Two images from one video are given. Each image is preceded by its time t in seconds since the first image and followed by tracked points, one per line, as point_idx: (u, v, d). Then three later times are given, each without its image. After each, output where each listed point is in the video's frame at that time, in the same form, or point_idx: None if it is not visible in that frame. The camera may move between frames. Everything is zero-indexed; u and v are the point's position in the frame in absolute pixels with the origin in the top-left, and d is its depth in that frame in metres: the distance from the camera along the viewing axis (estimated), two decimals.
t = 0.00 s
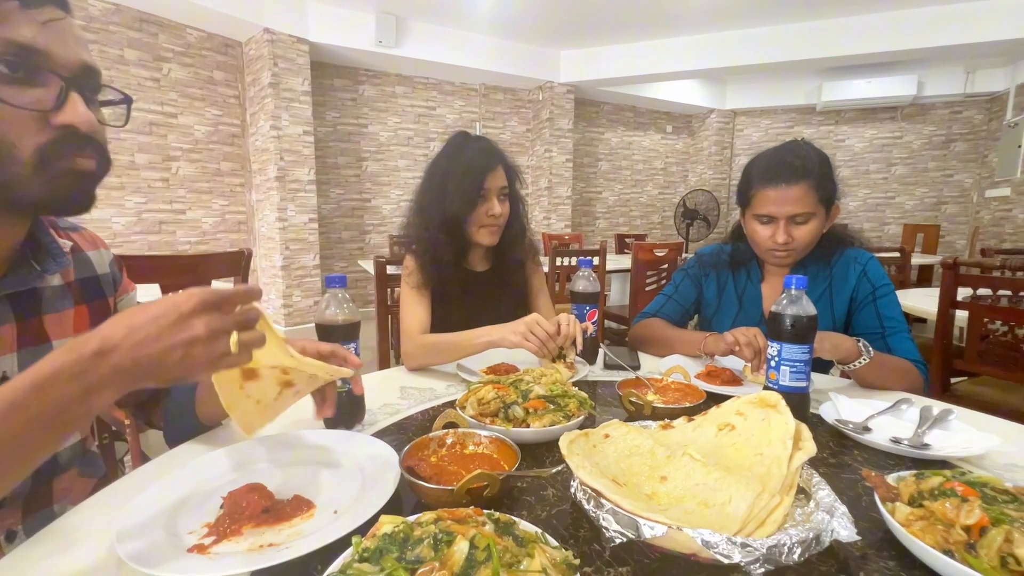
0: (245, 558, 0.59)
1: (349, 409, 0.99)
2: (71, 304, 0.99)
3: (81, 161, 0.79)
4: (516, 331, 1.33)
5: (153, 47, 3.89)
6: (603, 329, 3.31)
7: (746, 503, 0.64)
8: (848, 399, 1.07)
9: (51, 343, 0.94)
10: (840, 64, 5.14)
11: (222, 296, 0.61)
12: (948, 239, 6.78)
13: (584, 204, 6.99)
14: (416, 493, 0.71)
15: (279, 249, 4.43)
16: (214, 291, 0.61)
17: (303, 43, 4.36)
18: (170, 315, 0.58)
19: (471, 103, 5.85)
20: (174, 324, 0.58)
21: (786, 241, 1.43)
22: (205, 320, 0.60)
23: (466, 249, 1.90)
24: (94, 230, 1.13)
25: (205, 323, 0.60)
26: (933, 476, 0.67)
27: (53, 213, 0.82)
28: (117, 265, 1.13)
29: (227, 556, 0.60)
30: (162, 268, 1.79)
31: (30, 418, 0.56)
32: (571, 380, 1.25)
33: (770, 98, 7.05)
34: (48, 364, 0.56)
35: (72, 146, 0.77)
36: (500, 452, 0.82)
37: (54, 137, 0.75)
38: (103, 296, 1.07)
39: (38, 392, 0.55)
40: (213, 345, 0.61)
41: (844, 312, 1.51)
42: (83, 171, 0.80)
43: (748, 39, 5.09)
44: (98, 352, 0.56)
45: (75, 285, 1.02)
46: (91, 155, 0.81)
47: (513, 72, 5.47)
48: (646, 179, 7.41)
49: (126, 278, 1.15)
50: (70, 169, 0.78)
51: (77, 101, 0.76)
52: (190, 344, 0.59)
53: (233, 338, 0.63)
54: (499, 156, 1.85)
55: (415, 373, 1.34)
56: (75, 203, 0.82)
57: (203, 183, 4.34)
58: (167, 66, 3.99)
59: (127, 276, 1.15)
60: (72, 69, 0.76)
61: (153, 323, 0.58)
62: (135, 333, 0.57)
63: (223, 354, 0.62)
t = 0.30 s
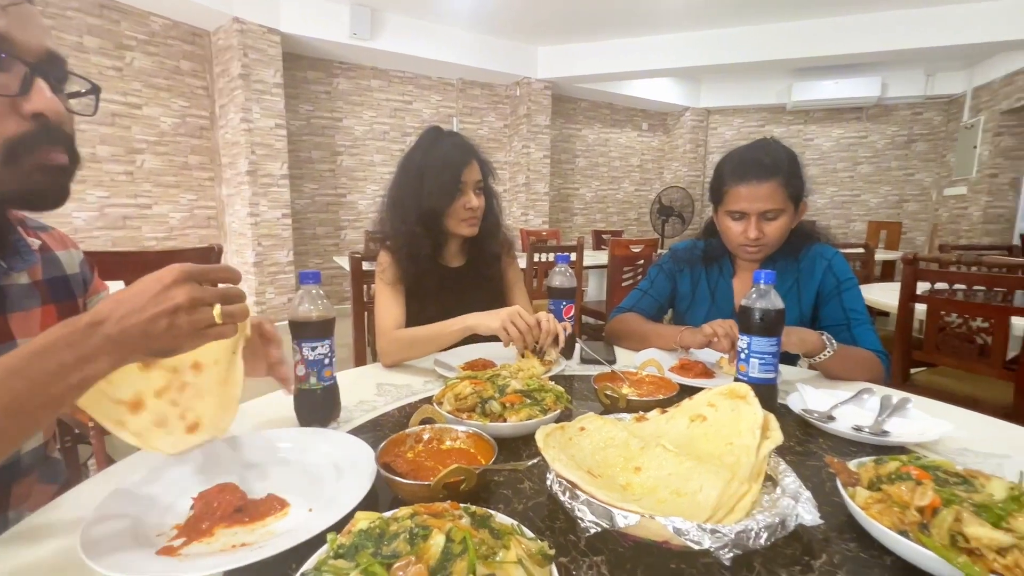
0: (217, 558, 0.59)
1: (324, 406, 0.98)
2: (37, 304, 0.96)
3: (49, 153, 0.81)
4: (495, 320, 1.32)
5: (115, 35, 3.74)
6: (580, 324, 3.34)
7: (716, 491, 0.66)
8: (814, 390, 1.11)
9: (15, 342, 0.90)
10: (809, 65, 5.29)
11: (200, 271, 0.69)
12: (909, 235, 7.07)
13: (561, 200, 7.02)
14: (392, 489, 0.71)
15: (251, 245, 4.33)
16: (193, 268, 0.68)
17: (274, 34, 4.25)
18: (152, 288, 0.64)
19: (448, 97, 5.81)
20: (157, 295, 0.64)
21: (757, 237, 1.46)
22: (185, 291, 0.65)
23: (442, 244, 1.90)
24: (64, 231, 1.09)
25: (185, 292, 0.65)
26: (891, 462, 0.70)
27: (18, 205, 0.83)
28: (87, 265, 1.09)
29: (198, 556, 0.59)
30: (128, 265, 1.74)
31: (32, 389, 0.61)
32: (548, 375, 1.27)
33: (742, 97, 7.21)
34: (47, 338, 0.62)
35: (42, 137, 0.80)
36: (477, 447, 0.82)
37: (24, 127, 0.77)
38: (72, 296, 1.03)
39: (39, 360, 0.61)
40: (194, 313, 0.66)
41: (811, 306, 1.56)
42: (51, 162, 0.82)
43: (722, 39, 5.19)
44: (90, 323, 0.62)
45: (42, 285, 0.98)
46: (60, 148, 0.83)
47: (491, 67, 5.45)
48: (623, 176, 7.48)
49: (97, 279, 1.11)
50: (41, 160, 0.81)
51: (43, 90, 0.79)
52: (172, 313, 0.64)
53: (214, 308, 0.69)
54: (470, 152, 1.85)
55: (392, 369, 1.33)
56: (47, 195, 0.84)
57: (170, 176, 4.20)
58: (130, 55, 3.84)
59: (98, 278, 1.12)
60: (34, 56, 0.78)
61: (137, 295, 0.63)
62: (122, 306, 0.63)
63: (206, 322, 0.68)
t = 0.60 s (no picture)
0: (194, 561, 0.58)
1: (304, 406, 0.97)
2: (9, 309, 0.93)
3: (22, 144, 0.85)
4: (476, 304, 1.36)
5: (85, 29, 3.63)
6: (563, 323, 3.36)
7: (693, 484, 0.68)
8: (789, 385, 1.14)
9: None
10: (786, 67, 5.41)
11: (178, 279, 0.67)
12: (882, 234, 7.27)
13: (544, 200, 7.04)
14: (372, 488, 0.70)
15: (229, 245, 4.25)
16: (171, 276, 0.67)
17: (252, 30, 4.18)
18: (125, 297, 0.63)
19: (431, 96, 5.78)
20: (129, 304, 0.63)
21: (735, 235, 1.49)
22: (158, 300, 0.64)
23: (421, 242, 1.89)
24: (38, 231, 1.06)
25: (157, 301, 0.64)
26: (859, 453, 0.73)
27: None
28: (63, 266, 1.07)
29: (174, 560, 0.59)
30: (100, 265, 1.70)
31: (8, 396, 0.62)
32: (530, 373, 1.27)
33: (722, 98, 7.32)
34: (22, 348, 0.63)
35: (14, 128, 0.83)
36: (458, 445, 0.82)
37: None
38: (46, 300, 1.00)
39: (14, 370, 0.62)
40: (169, 323, 0.64)
41: (787, 302, 1.60)
42: (23, 154, 0.85)
43: (703, 42, 5.27)
44: (63, 332, 0.62)
45: (14, 288, 0.95)
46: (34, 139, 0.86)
47: (473, 66, 5.44)
48: (605, 176, 7.53)
49: (74, 280, 1.09)
50: (12, 150, 0.84)
51: (14, 84, 0.82)
52: (144, 323, 0.63)
53: (190, 317, 0.66)
54: (444, 148, 1.84)
55: (373, 370, 1.32)
56: (17, 185, 0.88)
57: (144, 175, 4.10)
58: (101, 50, 3.74)
59: (76, 278, 1.09)
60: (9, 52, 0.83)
61: (109, 305, 0.62)
62: (95, 316, 0.62)
63: (181, 331, 0.65)
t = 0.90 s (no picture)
0: (158, 564, 0.57)
1: (277, 406, 0.96)
2: None
3: None
4: (453, 297, 1.39)
5: (47, 21, 3.51)
6: (542, 321, 3.38)
7: (663, 475, 0.69)
8: (759, 378, 1.17)
9: None
10: (761, 69, 5.53)
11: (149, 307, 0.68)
12: (852, 232, 7.49)
13: (525, 199, 7.06)
14: (344, 486, 0.70)
15: (203, 245, 4.15)
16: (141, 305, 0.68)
17: (225, 25, 4.08)
18: (92, 317, 0.63)
19: (409, 95, 5.73)
20: (93, 320, 0.62)
21: (709, 234, 1.52)
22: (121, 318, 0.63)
23: (386, 238, 1.88)
24: None
25: (122, 317, 0.63)
26: (822, 441, 0.75)
27: None
28: (22, 267, 1.03)
29: (137, 564, 0.57)
30: (64, 266, 1.63)
31: None
32: (506, 370, 1.28)
33: (699, 98, 7.44)
34: None
35: None
36: (433, 442, 0.82)
37: None
38: (5, 302, 0.96)
39: None
40: (130, 339, 0.62)
41: (758, 297, 1.64)
42: None
43: (680, 42, 5.35)
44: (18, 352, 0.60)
45: None
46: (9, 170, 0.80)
47: (452, 65, 5.42)
48: (585, 175, 7.58)
49: (34, 281, 1.05)
50: None
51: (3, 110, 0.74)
52: (102, 340, 0.61)
53: (154, 337, 0.64)
54: (403, 142, 1.86)
55: (348, 368, 1.31)
56: None
57: (112, 173, 3.98)
58: (65, 43, 3.62)
59: (36, 280, 1.06)
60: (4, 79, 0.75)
61: (73, 325, 0.62)
62: (57, 338, 0.61)
63: (142, 351, 0.63)
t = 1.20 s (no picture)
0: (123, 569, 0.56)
1: (249, 407, 0.95)
2: None
3: None
4: (430, 295, 1.40)
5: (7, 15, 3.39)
6: (522, 320, 3.40)
7: (633, 468, 0.71)
8: (730, 373, 1.20)
9: None
10: (736, 71, 5.65)
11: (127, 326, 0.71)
12: (825, 231, 7.70)
13: (505, 198, 7.07)
14: (317, 486, 0.70)
15: (175, 246, 4.05)
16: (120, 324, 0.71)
17: (197, 20, 3.98)
18: (76, 332, 0.65)
19: (388, 93, 5.69)
20: (78, 333, 0.64)
21: (684, 233, 1.54)
22: (108, 327, 0.65)
23: (353, 239, 1.88)
24: None
25: (106, 327, 0.66)
26: (785, 432, 0.78)
27: None
28: None
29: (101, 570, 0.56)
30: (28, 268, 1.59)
31: None
32: (484, 369, 1.28)
33: (676, 99, 7.55)
34: None
35: None
36: (407, 441, 0.83)
37: None
38: None
39: None
40: (116, 345, 0.65)
41: (730, 295, 1.68)
42: None
43: (657, 44, 5.43)
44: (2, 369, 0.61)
45: None
46: None
47: (431, 64, 5.40)
48: (565, 174, 7.62)
49: None
50: None
51: None
52: (90, 345, 0.63)
53: (139, 344, 0.67)
54: (370, 141, 1.85)
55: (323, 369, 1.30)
56: None
57: (78, 172, 3.87)
58: (27, 38, 3.51)
59: None
60: None
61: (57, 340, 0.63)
62: (41, 353, 0.62)
63: (128, 354, 0.65)
